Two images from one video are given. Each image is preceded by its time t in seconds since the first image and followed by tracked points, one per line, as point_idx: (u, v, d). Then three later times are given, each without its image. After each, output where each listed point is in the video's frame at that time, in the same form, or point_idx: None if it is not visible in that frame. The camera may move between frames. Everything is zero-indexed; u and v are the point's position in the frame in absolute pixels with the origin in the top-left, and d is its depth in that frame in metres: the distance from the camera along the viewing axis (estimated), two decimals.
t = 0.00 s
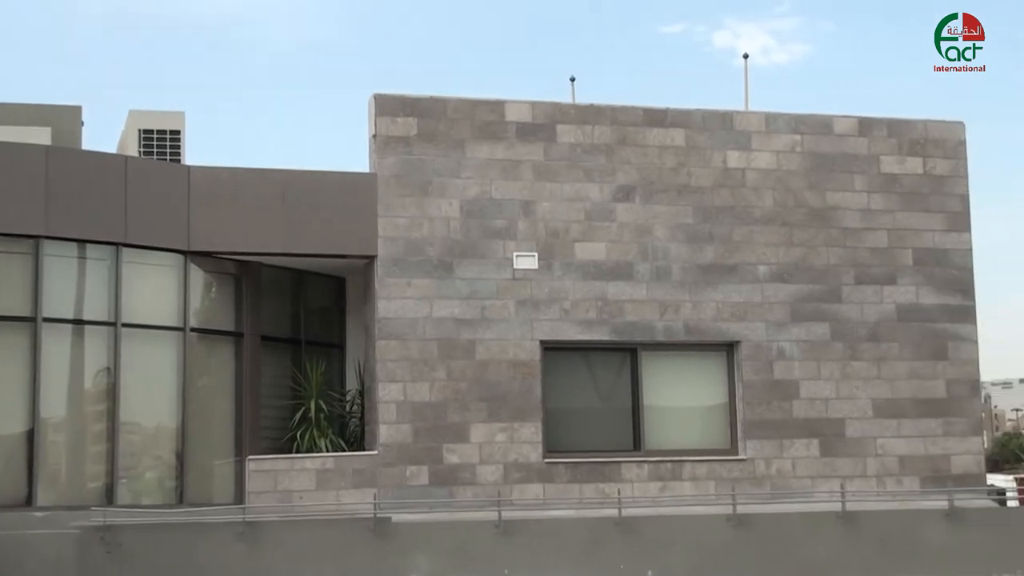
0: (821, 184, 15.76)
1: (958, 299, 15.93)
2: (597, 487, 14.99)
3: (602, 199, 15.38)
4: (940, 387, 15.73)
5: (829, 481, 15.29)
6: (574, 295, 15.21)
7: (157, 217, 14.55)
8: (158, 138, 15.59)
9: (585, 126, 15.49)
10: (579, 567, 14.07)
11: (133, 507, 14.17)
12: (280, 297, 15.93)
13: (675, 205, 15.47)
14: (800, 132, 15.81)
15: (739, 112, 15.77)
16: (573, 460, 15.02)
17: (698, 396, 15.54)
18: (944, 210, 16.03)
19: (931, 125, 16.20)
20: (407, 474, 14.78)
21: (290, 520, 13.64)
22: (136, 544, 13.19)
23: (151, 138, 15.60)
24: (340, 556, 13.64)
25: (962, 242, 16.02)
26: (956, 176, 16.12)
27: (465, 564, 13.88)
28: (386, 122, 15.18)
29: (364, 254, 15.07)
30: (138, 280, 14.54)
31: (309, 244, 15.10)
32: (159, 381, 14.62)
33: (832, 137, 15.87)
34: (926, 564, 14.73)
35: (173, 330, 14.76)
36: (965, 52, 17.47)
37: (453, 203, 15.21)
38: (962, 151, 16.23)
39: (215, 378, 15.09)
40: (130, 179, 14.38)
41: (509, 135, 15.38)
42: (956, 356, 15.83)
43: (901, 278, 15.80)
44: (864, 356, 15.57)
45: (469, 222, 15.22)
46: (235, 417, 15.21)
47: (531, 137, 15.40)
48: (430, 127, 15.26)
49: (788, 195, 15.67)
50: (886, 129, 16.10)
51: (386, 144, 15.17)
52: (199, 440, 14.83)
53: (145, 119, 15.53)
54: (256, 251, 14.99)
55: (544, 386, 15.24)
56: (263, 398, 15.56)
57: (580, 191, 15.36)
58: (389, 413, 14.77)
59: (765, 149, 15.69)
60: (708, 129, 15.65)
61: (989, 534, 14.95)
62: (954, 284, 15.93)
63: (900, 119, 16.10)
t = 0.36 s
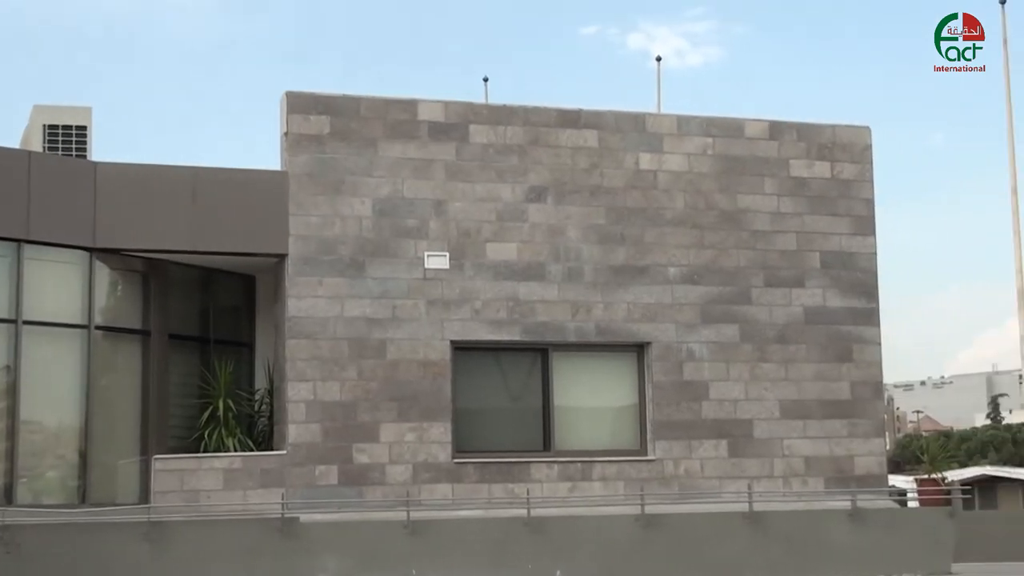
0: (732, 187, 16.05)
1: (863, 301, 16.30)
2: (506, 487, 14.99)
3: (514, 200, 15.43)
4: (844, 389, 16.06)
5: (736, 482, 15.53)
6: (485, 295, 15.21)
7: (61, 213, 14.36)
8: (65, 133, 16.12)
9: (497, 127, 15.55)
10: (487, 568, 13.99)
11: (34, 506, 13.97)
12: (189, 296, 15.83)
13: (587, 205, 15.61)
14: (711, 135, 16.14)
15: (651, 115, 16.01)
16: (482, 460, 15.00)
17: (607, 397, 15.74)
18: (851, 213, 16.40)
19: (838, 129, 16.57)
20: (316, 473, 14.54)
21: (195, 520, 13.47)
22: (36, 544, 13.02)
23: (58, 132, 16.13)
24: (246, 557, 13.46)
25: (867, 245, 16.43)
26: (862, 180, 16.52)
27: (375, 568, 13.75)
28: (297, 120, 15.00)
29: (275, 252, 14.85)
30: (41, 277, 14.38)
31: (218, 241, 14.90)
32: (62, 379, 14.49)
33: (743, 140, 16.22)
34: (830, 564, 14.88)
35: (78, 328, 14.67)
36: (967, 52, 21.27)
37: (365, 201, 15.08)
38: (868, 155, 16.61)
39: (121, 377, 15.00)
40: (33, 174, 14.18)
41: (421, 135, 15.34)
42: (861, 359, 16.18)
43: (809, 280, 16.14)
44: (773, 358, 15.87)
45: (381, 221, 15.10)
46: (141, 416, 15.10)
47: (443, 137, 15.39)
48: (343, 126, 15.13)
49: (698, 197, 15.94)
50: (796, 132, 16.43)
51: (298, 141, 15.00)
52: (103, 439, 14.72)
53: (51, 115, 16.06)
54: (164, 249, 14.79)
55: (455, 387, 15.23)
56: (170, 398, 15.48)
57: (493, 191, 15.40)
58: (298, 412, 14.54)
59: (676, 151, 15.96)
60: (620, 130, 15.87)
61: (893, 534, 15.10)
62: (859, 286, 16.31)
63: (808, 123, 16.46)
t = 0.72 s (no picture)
0: (634, 187, 16.24)
1: (761, 301, 16.59)
2: (407, 487, 14.97)
3: (417, 198, 15.41)
4: (744, 389, 16.34)
5: (637, 481, 15.71)
6: (387, 293, 15.17)
7: None
8: None
9: (401, 125, 15.51)
10: (386, 568, 13.95)
11: None
12: (84, 292, 15.57)
13: (490, 204, 15.66)
14: (613, 135, 16.31)
15: (554, 114, 16.12)
16: (383, 460, 14.96)
17: (509, 397, 15.80)
18: (750, 214, 16.69)
19: (738, 131, 16.84)
20: (215, 473, 14.33)
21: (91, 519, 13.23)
22: None
23: None
24: (142, 556, 13.25)
25: (766, 246, 16.72)
26: (762, 181, 16.80)
27: (273, 567, 13.60)
28: (197, 116, 14.80)
29: (174, 249, 14.63)
30: None
31: (116, 238, 14.63)
32: None
33: (645, 140, 16.42)
34: (726, 562, 15.10)
35: None
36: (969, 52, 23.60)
37: (267, 198, 14.93)
38: (768, 157, 16.91)
39: (11, 375, 14.65)
40: None
41: (324, 132, 15.24)
42: (759, 358, 16.48)
43: (709, 281, 16.38)
44: (673, 358, 16.08)
45: (283, 219, 14.97)
46: (34, 414, 14.75)
47: (347, 134, 15.31)
48: (244, 122, 14.95)
49: (600, 197, 16.10)
50: (698, 133, 16.68)
51: (199, 137, 14.78)
52: None
53: None
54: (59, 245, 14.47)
55: (356, 386, 15.17)
56: (65, 395, 15.16)
57: (396, 190, 15.36)
58: (197, 411, 14.34)
59: (579, 151, 16.10)
60: (523, 130, 15.95)
61: (789, 533, 15.38)
62: (758, 287, 16.60)
63: (710, 124, 16.71)
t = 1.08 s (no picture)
0: (545, 189, 16.37)
1: (671, 304, 16.82)
2: (317, 488, 14.90)
3: (328, 198, 15.36)
4: (654, 390, 16.55)
5: (547, 482, 15.83)
6: (298, 294, 15.09)
7: None
8: None
9: (312, 125, 15.45)
10: (294, 570, 13.87)
11: None
12: None
13: (402, 205, 15.67)
14: (525, 137, 16.42)
15: (467, 116, 16.19)
16: (293, 461, 14.88)
17: (420, 398, 15.83)
18: (662, 217, 16.91)
19: (650, 134, 17.06)
20: (120, 474, 14.12)
21: None
22: None
23: None
24: (44, 558, 13.06)
25: (677, 248, 16.95)
26: (673, 185, 17.03)
27: (180, 568, 13.46)
28: (105, 113, 14.57)
29: (80, 247, 14.36)
30: None
31: (19, 236, 14.31)
32: None
33: (557, 142, 16.56)
34: (635, 563, 15.24)
35: None
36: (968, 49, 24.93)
37: (176, 197, 14.76)
38: (679, 160, 17.15)
39: None
40: None
41: (235, 131, 15.12)
42: (669, 360, 16.69)
43: (620, 283, 16.56)
44: (584, 359, 16.23)
45: (192, 218, 14.80)
46: None
47: (257, 134, 15.20)
48: (153, 120, 14.77)
49: (512, 198, 16.20)
50: (610, 136, 16.86)
51: (106, 135, 14.57)
52: None
53: None
54: None
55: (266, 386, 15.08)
56: None
57: (307, 189, 15.29)
58: (102, 411, 14.12)
59: (491, 153, 16.19)
60: (435, 131, 15.99)
61: (698, 533, 15.51)
62: (668, 289, 16.81)
63: (622, 127, 16.90)
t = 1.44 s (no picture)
0: (476, 190, 16.43)
1: (602, 305, 16.95)
2: (246, 489, 14.80)
3: (257, 198, 15.27)
4: (584, 391, 16.66)
5: (477, 483, 15.88)
6: (227, 294, 14.98)
7: None
8: None
9: (242, 124, 15.36)
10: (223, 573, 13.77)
11: None
12: None
13: (332, 205, 15.63)
14: (456, 138, 16.48)
15: (397, 116, 16.20)
16: (221, 462, 14.77)
17: (350, 399, 15.79)
18: (592, 218, 17.04)
19: (582, 135, 17.20)
20: (44, 475, 13.91)
21: None
22: None
23: None
24: None
25: (607, 250, 17.08)
26: (603, 186, 17.17)
27: (107, 569, 13.33)
28: (28, 110, 14.37)
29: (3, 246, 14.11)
30: None
31: None
32: None
33: (488, 143, 16.64)
34: (564, 563, 15.33)
35: None
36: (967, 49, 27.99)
37: (102, 196, 14.58)
38: (609, 162, 17.29)
39: None
40: None
41: (162, 129, 14.97)
42: (600, 361, 16.82)
43: (550, 284, 16.66)
44: (514, 360, 16.30)
45: (118, 217, 14.63)
46: None
47: (186, 132, 15.07)
48: (78, 118, 14.58)
49: (443, 199, 16.24)
50: (540, 137, 16.96)
51: (30, 133, 14.36)
52: None
53: None
54: None
55: (194, 387, 14.95)
56: None
57: (235, 189, 15.18)
58: (26, 412, 13.91)
59: (421, 153, 16.21)
60: (366, 131, 15.98)
61: (628, 534, 15.64)
62: (599, 290, 16.94)
63: (552, 128, 17.02)
